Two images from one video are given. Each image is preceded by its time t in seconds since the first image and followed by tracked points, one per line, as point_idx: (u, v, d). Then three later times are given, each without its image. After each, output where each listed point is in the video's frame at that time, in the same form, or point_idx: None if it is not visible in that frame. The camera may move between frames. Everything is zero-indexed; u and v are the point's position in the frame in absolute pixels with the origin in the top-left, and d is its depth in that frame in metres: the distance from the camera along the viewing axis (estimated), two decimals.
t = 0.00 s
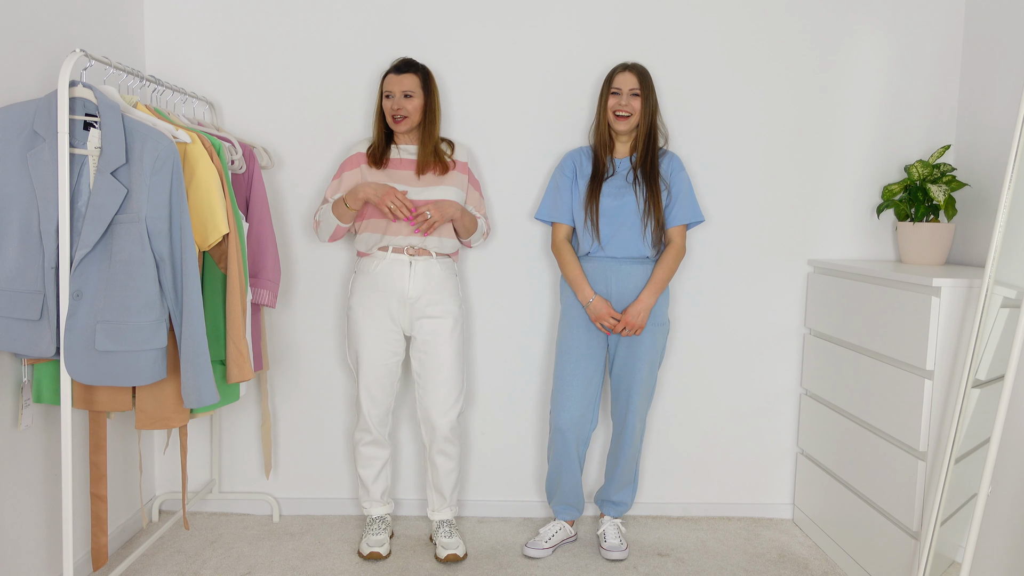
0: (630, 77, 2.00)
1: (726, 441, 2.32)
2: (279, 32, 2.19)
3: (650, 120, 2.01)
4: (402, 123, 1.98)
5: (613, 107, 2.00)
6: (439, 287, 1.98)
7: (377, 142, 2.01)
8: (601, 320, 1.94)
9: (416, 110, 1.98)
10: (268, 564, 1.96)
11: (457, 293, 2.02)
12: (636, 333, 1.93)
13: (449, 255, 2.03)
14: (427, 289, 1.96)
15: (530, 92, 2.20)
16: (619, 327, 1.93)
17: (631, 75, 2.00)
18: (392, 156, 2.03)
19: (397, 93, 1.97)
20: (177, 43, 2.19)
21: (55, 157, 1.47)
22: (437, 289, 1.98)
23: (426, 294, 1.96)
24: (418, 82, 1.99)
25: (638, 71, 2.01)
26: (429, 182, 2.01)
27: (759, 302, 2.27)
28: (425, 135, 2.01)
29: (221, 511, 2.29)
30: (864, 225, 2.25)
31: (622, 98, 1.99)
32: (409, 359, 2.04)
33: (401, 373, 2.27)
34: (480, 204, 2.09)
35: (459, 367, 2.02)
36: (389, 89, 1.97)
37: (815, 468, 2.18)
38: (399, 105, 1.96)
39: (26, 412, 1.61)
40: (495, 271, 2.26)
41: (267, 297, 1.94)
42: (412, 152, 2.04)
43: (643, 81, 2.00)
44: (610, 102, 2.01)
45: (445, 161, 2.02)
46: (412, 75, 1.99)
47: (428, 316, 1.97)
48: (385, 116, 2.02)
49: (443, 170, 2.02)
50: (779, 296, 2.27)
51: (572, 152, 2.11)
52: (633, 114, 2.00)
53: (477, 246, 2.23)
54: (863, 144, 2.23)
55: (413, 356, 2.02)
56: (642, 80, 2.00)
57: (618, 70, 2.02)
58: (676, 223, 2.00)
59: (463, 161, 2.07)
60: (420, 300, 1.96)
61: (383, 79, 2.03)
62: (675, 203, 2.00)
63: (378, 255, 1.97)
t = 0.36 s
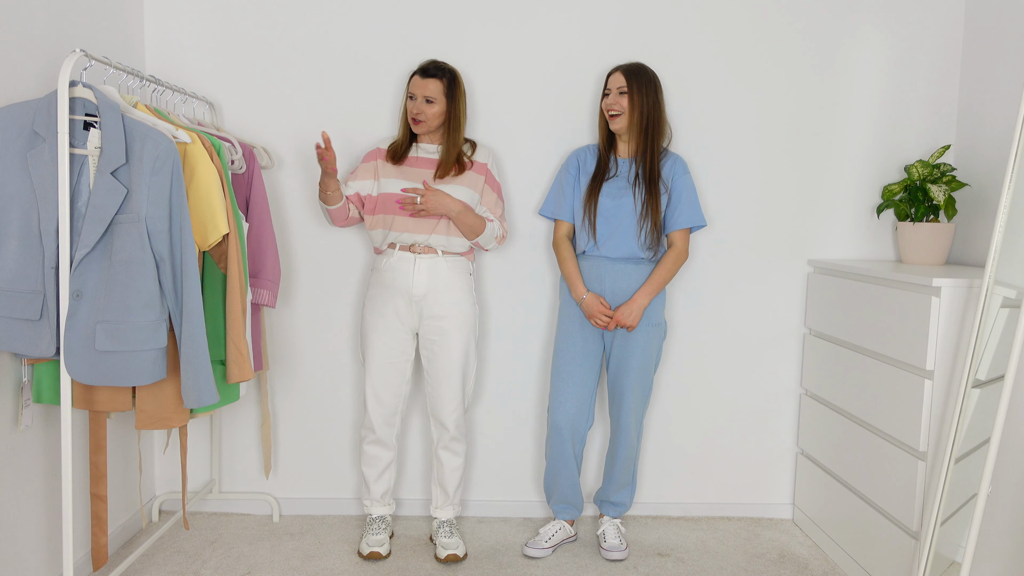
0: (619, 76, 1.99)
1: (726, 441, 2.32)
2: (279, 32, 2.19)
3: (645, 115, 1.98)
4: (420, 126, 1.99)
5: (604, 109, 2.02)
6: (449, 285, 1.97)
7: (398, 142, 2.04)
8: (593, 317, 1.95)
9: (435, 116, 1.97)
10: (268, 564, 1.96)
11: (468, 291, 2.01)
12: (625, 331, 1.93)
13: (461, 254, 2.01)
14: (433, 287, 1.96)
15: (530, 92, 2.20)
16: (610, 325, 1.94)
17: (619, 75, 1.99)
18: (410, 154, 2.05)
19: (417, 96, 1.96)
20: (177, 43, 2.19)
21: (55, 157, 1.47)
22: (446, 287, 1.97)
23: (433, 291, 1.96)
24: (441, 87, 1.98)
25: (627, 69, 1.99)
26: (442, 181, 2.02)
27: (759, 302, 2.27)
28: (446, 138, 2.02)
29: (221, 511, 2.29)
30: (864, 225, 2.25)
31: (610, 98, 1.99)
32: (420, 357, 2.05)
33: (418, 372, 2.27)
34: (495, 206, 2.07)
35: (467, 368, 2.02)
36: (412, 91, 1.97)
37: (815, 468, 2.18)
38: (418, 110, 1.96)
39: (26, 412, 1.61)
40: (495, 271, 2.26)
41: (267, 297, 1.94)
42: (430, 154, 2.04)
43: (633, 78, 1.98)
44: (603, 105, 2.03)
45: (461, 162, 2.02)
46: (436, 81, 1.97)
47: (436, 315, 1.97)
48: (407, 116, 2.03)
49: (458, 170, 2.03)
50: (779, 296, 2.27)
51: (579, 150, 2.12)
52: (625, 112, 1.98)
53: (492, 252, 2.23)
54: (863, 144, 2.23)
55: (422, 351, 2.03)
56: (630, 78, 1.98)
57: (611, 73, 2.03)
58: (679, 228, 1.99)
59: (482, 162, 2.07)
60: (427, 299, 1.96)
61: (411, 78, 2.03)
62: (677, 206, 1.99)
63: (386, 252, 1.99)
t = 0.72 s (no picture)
0: (617, 78, 1.98)
1: (726, 441, 2.32)
2: (279, 33, 2.19)
3: (643, 117, 1.98)
4: (432, 128, 2.00)
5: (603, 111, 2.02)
6: (454, 286, 1.96)
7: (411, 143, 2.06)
8: (597, 319, 1.95)
9: (447, 117, 1.98)
10: (268, 564, 1.96)
11: (477, 292, 2.00)
12: (633, 334, 1.93)
13: (472, 257, 2.00)
14: (440, 288, 1.96)
15: (531, 92, 2.20)
16: (615, 327, 1.94)
17: (617, 76, 1.99)
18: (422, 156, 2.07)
19: (429, 98, 1.97)
20: (177, 43, 2.19)
21: (55, 157, 1.47)
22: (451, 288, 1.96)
23: (439, 293, 1.96)
24: (452, 88, 1.98)
25: (626, 70, 1.98)
26: (451, 182, 2.02)
27: (760, 302, 2.27)
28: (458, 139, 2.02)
29: (221, 511, 2.29)
30: (864, 225, 2.25)
31: (608, 100, 2.00)
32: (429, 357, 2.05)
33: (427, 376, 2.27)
34: (504, 208, 2.06)
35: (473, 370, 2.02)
36: (423, 92, 1.98)
37: (815, 468, 2.18)
38: (429, 112, 1.97)
39: (26, 412, 1.61)
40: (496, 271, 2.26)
41: (267, 297, 1.94)
42: (442, 155, 2.05)
43: (631, 79, 1.97)
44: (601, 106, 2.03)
45: (470, 164, 2.01)
46: (447, 81, 1.97)
47: (441, 316, 1.97)
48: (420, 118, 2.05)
49: (468, 171, 2.02)
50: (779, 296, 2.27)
51: (578, 149, 2.12)
52: (622, 115, 1.98)
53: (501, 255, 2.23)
54: (864, 144, 2.23)
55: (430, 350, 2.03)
56: (628, 80, 1.97)
57: (609, 74, 2.03)
58: (680, 230, 1.99)
59: (491, 164, 2.06)
60: (433, 300, 1.96)
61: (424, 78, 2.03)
62: (678, 207, 2.00)
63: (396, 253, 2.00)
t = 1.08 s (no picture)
0: (616, 79, 1.98)
1: (726, 441, 2.32)
2: (278, 33, 2.19)
3: (642, 117, 1.98)
4: (437, 125, 2.00)
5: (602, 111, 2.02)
6: (457, 287, 1.96)
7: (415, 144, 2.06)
8: (597, 320, 1.96)
9: (454, 114, 1.98)
10: (268, 564, 1.96)
11: (482, 294, 2.00)
12: (636, 333, 1.94)
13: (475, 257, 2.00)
14: (443, 289, 1.96)
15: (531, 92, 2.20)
16: (617, 328, 1.94)
17: (615, 76, 1.99)
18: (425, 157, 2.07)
19: (437, 94, 1.97)
20: (177, 43, 2.19)
21: (55, 157, 1.47)
22: (456, 288, 1.96)
23: (443, 294, 1.96)
24: (461, 85, 1.99)
25: (625, 70, 1.98)
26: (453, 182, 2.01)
27: (760, 303, 2.27)
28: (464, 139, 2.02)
29: (221, 511, 2.29)
30: (864, 225, 2.25)
31: (606, 100, 1.99)
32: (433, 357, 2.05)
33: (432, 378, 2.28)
34: (506, 207, 2.04)
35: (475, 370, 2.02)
36: (433, 89, 1.99)
37: (815, 468, 2.18)
38: (438, 107, 1.97)
39: (26, 412, 1.61)
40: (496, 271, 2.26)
41: (267, 297, 1.94)
42: (445, 156, 2.05)
43: (630, 79, 1.97)
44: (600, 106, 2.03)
45: (472, 163, 2.01)
46: (457, 79, 1.99)
47: (445, 317, 1.96)
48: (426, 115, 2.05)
49: (470, 171, 2.01)
50: (779, 296, 2.27)
51: (577, 149, 2.12)
52: (621, 115, 1.98)
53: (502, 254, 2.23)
54: (864, 144, 2.23)
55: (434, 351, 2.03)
56: (626, 80, 1.97)
57: (608, 74, 2.02)
58: (679, 228, 1.99)
59: (494, 164, 2.05)
60: (437, 301, 1.96)
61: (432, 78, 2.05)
62: (678, 206, 1.99)
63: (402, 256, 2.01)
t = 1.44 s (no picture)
0: (614, 79, 1.98)
1: (726, 441, 2.32)
2: (278, 33, 2.19)
3: (642, 117, 1.98)
4: (446, 126, 2.00)
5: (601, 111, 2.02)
6: (460, 287, 1.97)
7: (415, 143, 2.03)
8: (594, 318, 1.95)
9: (462, 116, 2.00)
10: (268, 564, 1.96)
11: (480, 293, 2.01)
12: (631, 332, 1.93)
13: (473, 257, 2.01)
14: (445, 289, 1.96)
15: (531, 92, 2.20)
16: (613, 326, 1.94)
17: (615, 77, 1.98)
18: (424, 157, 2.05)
19: (448, 96, 1.97)
20: (177, 43, 2.19)
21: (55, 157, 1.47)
22: (457, 288, 1.97)
23: (444, 293, 1.96)
24: (468, 87, 2.01)
25: (624, 71, 1.98)
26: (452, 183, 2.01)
27: (760, 303, 2.27)
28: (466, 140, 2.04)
29: (221, 511, 2.29)
30: (864, 225, 2.25)
31: (605, 101, 2.00)
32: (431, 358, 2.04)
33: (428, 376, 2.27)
34: (504, 207, 2.06)
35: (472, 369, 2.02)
36: (442, 90, 1.97)
37: (815, 468, 2.18)
38: (449, 109, 1.97)
39: (26, 412, 1.61)
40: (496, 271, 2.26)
41: (267, 297, 1.94)
42: (442, 156, 2.04)
43: (628, 80, 1.97)
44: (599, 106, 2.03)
45: (472, 163, 2.02)
46: (465, 81, 2.00)
47: (445, 317, 1.97)
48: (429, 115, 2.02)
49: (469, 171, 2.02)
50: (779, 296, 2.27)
51: (576, 149, 2.13)
52: (620, 115, 1.99)
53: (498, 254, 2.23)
54: (864, 144, 2.23)
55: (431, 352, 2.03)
56: (625, 80, 1.97)
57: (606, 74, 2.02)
58: (677, 227, 1.99)
59: (491, 163, 2.06)
60: (438, 300, 1.96)
61: (430, 76, 2.02)
62: (676, 205, 1.99)
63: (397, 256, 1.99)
